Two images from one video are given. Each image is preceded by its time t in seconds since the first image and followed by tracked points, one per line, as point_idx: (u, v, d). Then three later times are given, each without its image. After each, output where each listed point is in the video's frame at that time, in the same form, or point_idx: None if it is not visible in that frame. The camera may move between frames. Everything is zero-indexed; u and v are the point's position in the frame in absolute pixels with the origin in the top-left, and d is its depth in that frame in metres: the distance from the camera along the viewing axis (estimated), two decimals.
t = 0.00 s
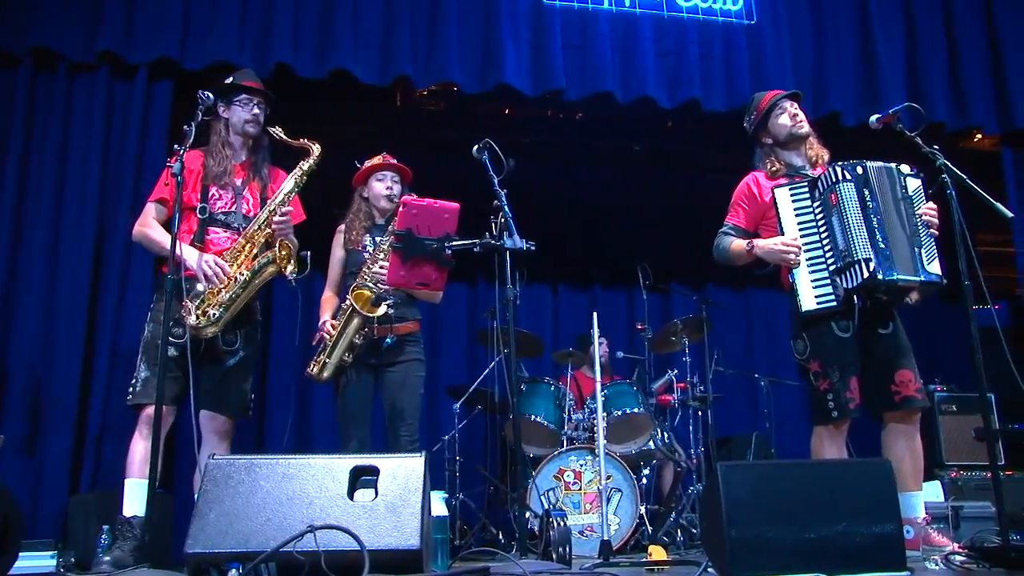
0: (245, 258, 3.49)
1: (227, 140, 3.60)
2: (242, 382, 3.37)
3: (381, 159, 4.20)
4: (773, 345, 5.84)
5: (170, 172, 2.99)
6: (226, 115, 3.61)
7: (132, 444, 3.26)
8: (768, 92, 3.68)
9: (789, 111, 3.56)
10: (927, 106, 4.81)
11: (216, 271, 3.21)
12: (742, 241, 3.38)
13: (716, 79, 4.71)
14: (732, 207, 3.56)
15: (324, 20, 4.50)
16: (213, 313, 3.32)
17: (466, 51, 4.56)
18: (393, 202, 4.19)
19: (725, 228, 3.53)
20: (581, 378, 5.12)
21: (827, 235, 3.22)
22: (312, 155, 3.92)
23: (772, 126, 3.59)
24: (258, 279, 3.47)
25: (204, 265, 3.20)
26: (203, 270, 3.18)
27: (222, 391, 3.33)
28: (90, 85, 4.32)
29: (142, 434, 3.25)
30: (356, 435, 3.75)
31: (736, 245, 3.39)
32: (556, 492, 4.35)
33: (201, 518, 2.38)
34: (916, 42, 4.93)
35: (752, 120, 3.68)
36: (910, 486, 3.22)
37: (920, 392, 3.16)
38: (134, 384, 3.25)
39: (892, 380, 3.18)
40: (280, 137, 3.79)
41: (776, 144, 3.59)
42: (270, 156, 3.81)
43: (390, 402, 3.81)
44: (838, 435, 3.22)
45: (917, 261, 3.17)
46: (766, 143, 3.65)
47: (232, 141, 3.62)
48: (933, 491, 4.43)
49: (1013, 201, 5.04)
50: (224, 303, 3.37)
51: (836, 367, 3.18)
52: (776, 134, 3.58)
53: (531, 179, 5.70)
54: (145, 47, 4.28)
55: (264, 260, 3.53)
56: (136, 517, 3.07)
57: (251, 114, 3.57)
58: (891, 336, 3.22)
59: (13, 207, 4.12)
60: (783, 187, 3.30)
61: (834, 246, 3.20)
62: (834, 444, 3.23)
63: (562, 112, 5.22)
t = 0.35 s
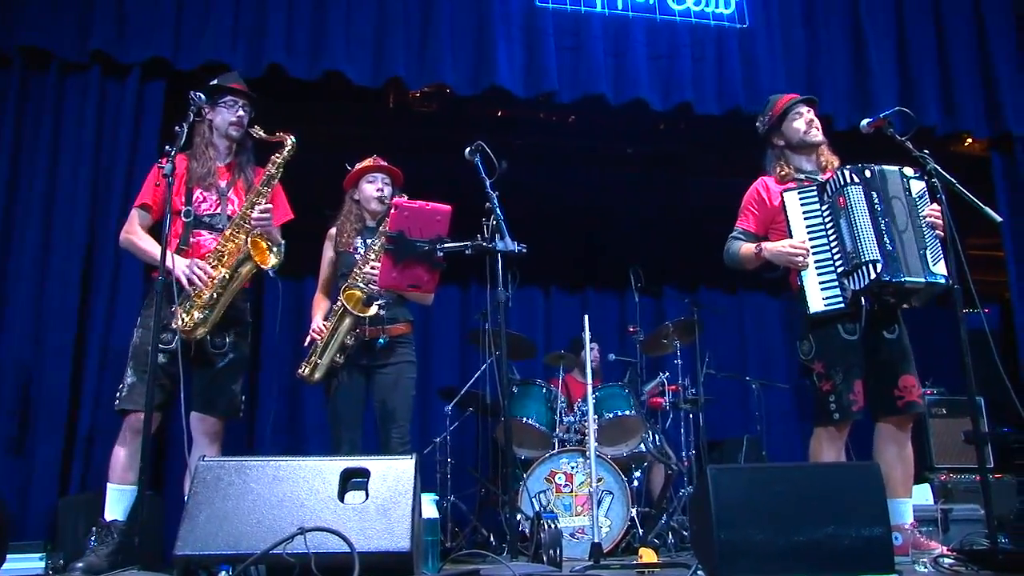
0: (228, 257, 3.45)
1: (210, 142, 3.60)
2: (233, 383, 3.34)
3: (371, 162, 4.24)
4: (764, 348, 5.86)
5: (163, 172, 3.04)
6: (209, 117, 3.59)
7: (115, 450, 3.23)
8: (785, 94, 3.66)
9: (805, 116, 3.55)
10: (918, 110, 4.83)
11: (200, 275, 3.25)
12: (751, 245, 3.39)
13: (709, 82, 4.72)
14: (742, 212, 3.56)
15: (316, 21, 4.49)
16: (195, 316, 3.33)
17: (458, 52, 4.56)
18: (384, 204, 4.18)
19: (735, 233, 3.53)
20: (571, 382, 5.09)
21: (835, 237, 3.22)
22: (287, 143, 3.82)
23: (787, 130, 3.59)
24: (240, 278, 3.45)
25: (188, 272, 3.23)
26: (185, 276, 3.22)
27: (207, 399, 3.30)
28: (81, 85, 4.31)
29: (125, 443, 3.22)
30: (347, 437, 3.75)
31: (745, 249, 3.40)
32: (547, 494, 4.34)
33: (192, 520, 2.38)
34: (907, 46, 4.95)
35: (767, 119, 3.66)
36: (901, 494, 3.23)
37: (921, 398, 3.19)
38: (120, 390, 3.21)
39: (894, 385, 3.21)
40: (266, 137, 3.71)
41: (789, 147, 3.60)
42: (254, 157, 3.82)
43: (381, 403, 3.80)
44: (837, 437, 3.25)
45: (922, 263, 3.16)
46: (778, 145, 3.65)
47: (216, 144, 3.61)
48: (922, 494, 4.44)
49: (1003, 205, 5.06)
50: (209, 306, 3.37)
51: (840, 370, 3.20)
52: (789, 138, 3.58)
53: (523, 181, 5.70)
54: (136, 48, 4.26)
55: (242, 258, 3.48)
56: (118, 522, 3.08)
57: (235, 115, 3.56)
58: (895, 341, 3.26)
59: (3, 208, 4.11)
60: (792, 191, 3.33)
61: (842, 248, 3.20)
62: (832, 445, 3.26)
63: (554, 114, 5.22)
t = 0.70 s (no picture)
0: (184, 253, 3.38)
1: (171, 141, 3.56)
2: (202, 382, 3.31)
3: (361, 162, 4.24)
4: (753, 349, 5.88)
5: (149, 172, 3.00)
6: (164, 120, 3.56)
7: (97, 459, 3.22)
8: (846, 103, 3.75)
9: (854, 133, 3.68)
10: (906, 113, 4.86)
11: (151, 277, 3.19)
12: (763, 243, 3.38)
13: (698, 84, 4.73)
14: (755, 209, 3.55)
15: (305, 22, 4.49)
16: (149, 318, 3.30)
17: (448, 54, 4.56)
18: (373, 205, 4.19)
19: (747, 231, 3.51)
20: (558, 385, 5.07)
21: (847, 240, 3.24)
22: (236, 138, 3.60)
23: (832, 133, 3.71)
24: (196, 277, 3.36)
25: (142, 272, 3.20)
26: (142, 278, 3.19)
27: (179, 394, 3.28)
28: (69, 85, 4.28)
29: (106, 447, 3.24)
30: (337, 438, 3.75)
31: (758, 248, 3.38)
32: (536, 495, 4.34)
33: (179, 521, 2.37)
34: (895, 49, 4.98)
35: (818, 112, 3.74)
36: (886, 495, 3.26)
37: (921, 404, 3.22)
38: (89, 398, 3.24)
39: (895, 389, 3.24)
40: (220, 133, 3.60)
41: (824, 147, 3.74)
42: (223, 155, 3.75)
43: (370, 407, 3.80)
44: (838, 437, 3.25)
45: (929, 269, 3.21)
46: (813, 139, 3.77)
47: (174, 145, 3.57)
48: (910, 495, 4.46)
49: (990, 208, 5.09)
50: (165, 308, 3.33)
51: (845, 369, 3.21)
52: (829, 142, 3.70)
53: (513, 182, 5.70)
54: (124, 48, 4.24)
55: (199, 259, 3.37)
56: (106, 525, 3.07)
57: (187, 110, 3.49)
58: (900, 346, 3.28)
59: None
60: (807, 193, 3.32)
61: (853, 251, 3.23)
62: (832, 445, 3.27)
63: (544, 116, 5.23)
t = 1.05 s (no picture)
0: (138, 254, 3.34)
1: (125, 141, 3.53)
2: (165, 381, 3.30)
3: (348, 162, 4.22)
4: (739, 350, 5.90)
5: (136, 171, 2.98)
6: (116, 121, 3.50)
7: (69, 459, 3.20)
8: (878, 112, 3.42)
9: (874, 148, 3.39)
10: (892, 117, 4.88)
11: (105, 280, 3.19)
12: (762, 234, 3.38)
13: (686, 87, 4.75)
14: (763, 199, 3.53)
15: (293, 23, 4.48)
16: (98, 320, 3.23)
17: (436, 55, 4.56)
18: (360, 205, 4.18)
19: (750, 219, 3.49)
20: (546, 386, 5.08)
21: (843, 245, 3.23)
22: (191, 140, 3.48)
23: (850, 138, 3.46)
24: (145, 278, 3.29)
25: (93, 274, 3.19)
26: (94, 278, 3.18)
27: (139, 395, 3.24)
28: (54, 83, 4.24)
29: (74, 448, 3.21)
30: (322, 439, 3.75)
31: (755, 238, 3.38)
32: (523, 497, 4.35)
33: (162, 524, 2.35)
34: (882, 53, 5.00)
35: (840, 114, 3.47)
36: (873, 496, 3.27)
37: (902, 408, 3.25)
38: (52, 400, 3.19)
39: (877, 392, 3.28)
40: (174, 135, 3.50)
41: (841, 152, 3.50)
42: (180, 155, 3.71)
43: (356, 408, 3.79)
44: (828, 435, 3.24)
45: (916, 286, 3.20)
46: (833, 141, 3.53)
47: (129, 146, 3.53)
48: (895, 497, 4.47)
49: (975, 212, 5.13)
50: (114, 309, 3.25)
51: (823, 362, 3.22)
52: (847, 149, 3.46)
53: (501, 182, 5.70)
54: (110, 45, 4.20)
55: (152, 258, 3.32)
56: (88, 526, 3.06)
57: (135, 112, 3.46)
58: (884, 349, 3.30)
59: None
60: (814, 190, 3.29)
61: (845, 255, 3.22)
62: (822, 443, 3.26)
63: (532, 117, 5.23)
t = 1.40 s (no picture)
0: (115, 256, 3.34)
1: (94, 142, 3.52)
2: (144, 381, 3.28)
3: (337, 163, 4.23)
4: (727, 352, 5.93)
5: (124, 173, 2.96)
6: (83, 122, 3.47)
7: (48, 461, 3.17)
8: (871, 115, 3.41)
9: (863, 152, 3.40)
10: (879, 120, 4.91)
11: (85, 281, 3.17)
12: (750, 236, 3.40)
13: (674, 89, 4.76)
14: (754, 202, 3.56)
15: (281, 24, 4.47)
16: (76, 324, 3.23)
17: (425, 57, 4.56)
18: (348, 206, 4.18)
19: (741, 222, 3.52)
20: (536, 387, 5.06)
21: (827, 246, 3.22)
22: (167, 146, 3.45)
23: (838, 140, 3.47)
24: (130, 276, 3.31)
25: (71, 276, 3.17)
26: (72, 282, 3.17)
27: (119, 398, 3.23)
28: (40, 82, 4.20)
29: (54, 451, 3.18)
30: (310, 441, 3.74)
31: (744, 240, 3.40)
32: (510, 498, 4.35)
33: (148, 526, 2.33)
34: (869, 57, 5.02)
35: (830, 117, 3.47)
36: (859, 498, 3.28)
37: (884, 410, 3.28)
38: (29, 404, 3.17)
39: (860, 394, 3.31)
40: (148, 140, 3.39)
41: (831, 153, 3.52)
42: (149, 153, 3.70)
43: (344, 410, 3.78)
44: (817, 438, 3.26)
45: (897, 292, 3.22)
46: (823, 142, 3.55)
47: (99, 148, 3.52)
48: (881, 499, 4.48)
49: (961, 215, 5.17)
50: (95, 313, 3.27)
51: (807, 365, 3.26)
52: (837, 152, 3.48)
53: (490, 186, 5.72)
54: (97, 46, 4.18)
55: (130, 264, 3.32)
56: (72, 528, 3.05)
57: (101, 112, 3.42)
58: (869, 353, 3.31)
59: None
60: (801, 193, 3.26)
61: (828, 259, 3.22)
62: (812, 444, 3.27)
63: (521, 119, 5.23)
